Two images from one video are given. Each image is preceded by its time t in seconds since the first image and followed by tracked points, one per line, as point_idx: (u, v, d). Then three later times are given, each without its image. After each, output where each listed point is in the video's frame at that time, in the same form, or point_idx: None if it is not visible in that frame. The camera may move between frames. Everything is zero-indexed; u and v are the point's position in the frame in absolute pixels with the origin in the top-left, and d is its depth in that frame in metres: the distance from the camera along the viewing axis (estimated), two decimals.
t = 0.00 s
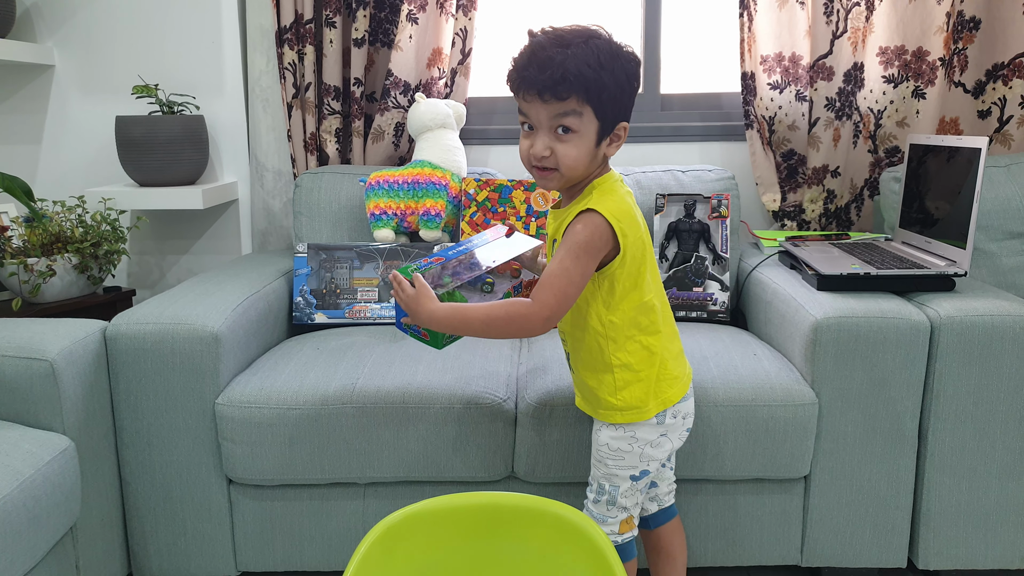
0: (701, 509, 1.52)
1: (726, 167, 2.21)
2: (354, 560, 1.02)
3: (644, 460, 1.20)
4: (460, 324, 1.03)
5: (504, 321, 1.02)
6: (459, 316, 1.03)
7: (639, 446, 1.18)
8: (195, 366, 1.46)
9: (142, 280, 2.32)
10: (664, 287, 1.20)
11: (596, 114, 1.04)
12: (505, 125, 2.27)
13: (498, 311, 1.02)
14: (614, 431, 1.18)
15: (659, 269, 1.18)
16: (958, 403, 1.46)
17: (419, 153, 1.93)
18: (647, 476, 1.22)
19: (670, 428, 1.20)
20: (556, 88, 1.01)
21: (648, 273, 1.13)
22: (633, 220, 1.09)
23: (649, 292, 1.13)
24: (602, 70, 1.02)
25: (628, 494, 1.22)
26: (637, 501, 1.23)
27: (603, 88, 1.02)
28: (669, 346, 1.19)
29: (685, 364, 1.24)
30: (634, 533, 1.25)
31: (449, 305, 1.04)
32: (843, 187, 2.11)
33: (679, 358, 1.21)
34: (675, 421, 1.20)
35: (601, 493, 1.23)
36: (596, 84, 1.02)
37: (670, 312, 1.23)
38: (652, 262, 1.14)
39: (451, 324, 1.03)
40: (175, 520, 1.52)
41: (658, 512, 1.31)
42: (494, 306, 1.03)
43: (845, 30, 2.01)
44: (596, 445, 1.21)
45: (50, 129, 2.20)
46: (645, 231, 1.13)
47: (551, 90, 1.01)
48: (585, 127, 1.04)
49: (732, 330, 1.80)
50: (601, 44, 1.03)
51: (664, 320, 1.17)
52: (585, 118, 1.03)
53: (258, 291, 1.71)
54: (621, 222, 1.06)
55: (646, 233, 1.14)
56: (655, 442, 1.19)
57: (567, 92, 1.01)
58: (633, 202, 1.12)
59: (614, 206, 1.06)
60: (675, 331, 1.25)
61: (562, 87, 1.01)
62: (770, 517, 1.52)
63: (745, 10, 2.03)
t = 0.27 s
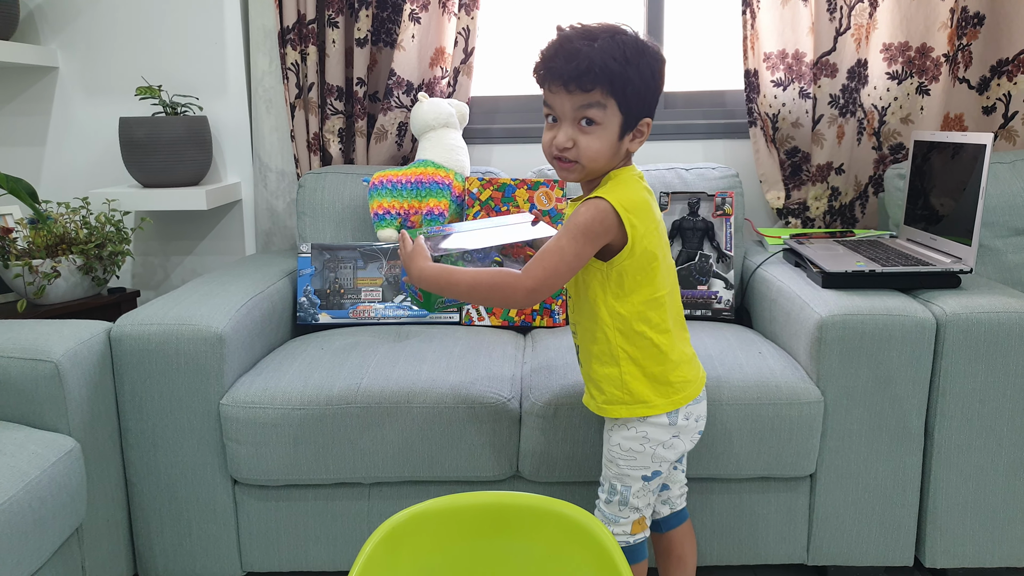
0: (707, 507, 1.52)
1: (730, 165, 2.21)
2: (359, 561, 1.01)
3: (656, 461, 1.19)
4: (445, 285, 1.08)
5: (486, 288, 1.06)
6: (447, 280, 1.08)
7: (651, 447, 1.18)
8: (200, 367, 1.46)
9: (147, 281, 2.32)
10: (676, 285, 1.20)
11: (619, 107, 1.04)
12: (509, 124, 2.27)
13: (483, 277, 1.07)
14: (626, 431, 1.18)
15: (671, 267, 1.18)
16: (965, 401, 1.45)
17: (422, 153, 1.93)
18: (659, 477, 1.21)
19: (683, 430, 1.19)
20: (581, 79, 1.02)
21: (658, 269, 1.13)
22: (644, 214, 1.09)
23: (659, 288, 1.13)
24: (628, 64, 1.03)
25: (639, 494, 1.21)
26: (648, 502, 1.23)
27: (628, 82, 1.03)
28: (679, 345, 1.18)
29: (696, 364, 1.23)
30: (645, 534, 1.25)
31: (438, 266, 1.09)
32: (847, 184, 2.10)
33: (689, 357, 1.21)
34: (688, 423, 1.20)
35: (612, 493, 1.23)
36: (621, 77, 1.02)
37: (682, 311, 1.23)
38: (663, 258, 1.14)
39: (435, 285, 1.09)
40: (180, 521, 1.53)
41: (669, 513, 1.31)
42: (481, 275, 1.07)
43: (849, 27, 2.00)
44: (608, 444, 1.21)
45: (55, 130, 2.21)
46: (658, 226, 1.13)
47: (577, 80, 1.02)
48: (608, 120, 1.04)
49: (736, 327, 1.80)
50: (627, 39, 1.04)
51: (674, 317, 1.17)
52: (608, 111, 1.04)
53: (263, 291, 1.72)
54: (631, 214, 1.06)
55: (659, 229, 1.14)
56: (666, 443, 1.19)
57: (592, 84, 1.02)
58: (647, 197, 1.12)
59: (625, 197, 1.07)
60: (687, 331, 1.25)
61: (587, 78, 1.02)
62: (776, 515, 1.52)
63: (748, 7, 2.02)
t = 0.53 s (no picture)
0: (713, 511, 1.52)
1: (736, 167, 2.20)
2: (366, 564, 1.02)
3: (669, 465, 1.20)
4: (460, 241, 1.08)
5: (503, 250, 1.07)
6: (464, 237, 1.08)
7: (665, 451, 1.18)
8: (207, 370, 1.47)
9: (155, 284, 2.33)
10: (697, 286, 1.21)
11: (651, 101, 1.06)
12: (515, 127, 2.27)
13: (501, 238, 1.07)
14: (641, 434, 1.18)
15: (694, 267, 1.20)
16: (972, 404, 1.45)
17: (428, 155, 1.93)
18: (671, 481, 1.22)
19: (696, 434, 1.20)
20: (615, 69, 1.04)
21: (681, 266, 1.14)
22: (671, 210, 1.11)
23: (681, 285, 1.14)
24: (663, 60, 1.06)
25: (651, 498, 1.22)
26: (659, 506, 1.23)
27: (661, 77, 1.06)
28: (696, 345, 1.19)
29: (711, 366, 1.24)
30: (657, 538, 1.25)
31: (453, 220, 1.09)
32: (854, 186, 2.10)
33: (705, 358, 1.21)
34: (702, 427, 1.20)
35: (624, 497, 1.23)
36: (655, 71, 1.05)
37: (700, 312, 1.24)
38: (687, 257, 1.16)
39: (450, 239, 1.08)
40: (188, 523, 1.53)
41: (676, 516, 1.31)
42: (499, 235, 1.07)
43: (855, 28, 2.00)
44: (622, 447, 1.21)
45: (63, 134, 2.22)
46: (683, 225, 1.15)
47: (611, 70, 1.05)
48: (640, 112, 1.06)
49: (743, 330, 1.80)
50: (663, 37, 1.07)
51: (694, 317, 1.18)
52: (640, 103, 1.06)
53: (270, 294, 1.72)
54: (659, 207, 1.08)
55: (685, 228, 1.16)
56: (680, 447, 1.19)
57: (626, 74, 1.04)
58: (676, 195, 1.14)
59: (655, 190, 1.08)
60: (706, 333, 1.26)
61: (622, 69, 1.04)
62: (783, 519, 1.52)
63: (754, 9, 2.02)
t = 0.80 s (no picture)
0: (715, 523, 1.50)
1: (738, 176, 2.20)
2: None
3: (671, 476, 1.18)
4: (473, 220, 1.09)
5: (518, 232, 1.08)
6: (478, 216, 1.08)
7: (666, 461, 1.17)
8: (202, 377, 1.44)
9: (148, 289, 2.30)
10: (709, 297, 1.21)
11: (675, 106, 1.07)
12: (516, 134, 2.26)
13: (515, 220, 1.08)
14: (643, 443, 1.16)
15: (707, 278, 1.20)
16: (975, 416, 1.44)
17: (430, 161, 1.92)
18: (672, 493, 1.20)
19: (699, 446, 1.18)
20: (639, 73, 1.05)
21: (696, 274, 1.14)
22: (690, 216, 1.11)
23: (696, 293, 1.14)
24: (686, 67, 1.06)
25: (652, 510, 1.20)
26: (659, 518, 1.21)
27: (684, 83, 1.06)
28: (703, 354, 1.18)
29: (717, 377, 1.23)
30: (656, 550, 1.23)
31: (469, 199, 1.10)
32: (855, 196, 2.10)
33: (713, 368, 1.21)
34: (704, 439, 1.19)
35: (624, 508, 1.21)
36: (678, 76, 1.05)
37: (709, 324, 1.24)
38: (702, 267, 1.16)
39: (464, 218, 1.09)
40: (180, 534, 1.50)
41: (677, 529, 1.29)
42: (515, 217, 1.08)
43: (855, 40, 2.01)
44: (623, 457, 1.19)
45: (58, 136, 2.19)
46: (701, 234, 1.15)
47: (635, 75, 1.05)
48: (663, 117, 1.06)
49: (745, 339, 1.79)
50: (687, 46, 1.08)
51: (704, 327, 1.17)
52: (663, 108, 1.06)
53: (266, 300, 1.70)
54: (678, 210, 1.08)
55: (702, 238, 1.16)
56: (682, 458, 1.18)
57: (650, 79, 1.05)
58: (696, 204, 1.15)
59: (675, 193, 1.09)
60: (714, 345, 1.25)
61: (646, 73, 1.05)
62: (785, 531, 1.50)
63: (756, 18, 2.02)
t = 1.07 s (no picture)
0: (705, 528, 1.51)
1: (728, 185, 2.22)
2: None
3: (663, 482, 1.19)
4: (468, 215, 1.12)
5: (510, 229, 1.10)
6: (472, 211, 1.11)
7: (659, 467, 1.18)
8: (195, 383, 1.45)
9: (142, 295, 2.30)
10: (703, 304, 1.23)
11: (674, 115, 1.08)
12: (509, 142, 2.27)
13: (508, 217, 1.10)
14: (636, 449, 1.17)
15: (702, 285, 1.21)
16: (961, 421, 1.46)
17: (422, 170, 1.93)
18: (664, 498, 1.21)
19: (691, 453, 1.20)
20: (639, 82, 1.06)
21: (690, 281, 1.16)
22: (686, 223, 1.13)
23: (690, 299, 1.16)
24: (686, 76, 1.08)
25: (644, 515, 1.21)
26: (651, 524, 1.22)
27: (684, 91, 1.08)
28: (696, 360, 1.19)
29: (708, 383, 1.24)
30: (648, 554, 1.23)
31: (465, 195, 1.13)
32: (844, 205, 2.12)
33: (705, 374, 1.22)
34: (696, 446, 1.20)
35: (616, 513, 1.22)
36: (678, 85, 1.07)
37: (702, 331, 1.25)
38: (697, 274, 1.17)
39: (459, 213, 1.12)
40: (173, 539, 1.50)
41: (667, 534, 1.30)
42: (508, 214, 1.11)
43: (846, 49, 2.03)
44: (616, 462, 1.20)
45: (52, 143, 2.20)
46: (697, 242, 1.17)
47: (635, 84, 1.07)
48: (662, 125, 1.08)
49: (734, 346, 1.81)
50: (687, 55, 1.10)
51: (697, 333, 1.19)
52: (664, 116, 1.08)
53: (260, 307, 1.71)
54: (675, 217, 1.10)
55: (698, 245, 1.17)
56: (675, 465, 1.19)
57: (650, 88, 1.06)
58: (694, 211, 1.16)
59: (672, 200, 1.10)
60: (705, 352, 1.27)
61: (646, 82, 1.06)
62: (774, 536, 1.51)
63: (746, 29, 2.04)
